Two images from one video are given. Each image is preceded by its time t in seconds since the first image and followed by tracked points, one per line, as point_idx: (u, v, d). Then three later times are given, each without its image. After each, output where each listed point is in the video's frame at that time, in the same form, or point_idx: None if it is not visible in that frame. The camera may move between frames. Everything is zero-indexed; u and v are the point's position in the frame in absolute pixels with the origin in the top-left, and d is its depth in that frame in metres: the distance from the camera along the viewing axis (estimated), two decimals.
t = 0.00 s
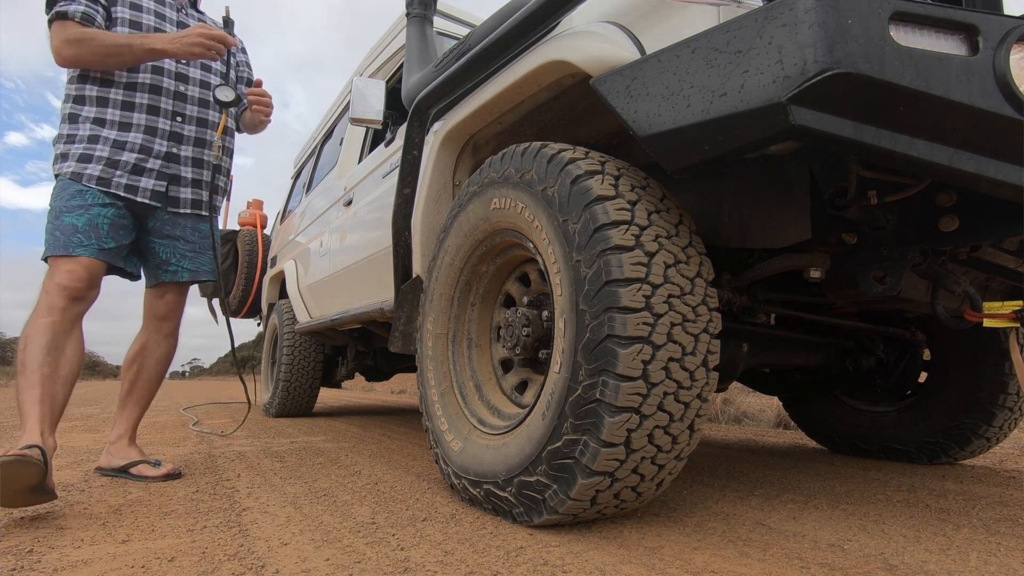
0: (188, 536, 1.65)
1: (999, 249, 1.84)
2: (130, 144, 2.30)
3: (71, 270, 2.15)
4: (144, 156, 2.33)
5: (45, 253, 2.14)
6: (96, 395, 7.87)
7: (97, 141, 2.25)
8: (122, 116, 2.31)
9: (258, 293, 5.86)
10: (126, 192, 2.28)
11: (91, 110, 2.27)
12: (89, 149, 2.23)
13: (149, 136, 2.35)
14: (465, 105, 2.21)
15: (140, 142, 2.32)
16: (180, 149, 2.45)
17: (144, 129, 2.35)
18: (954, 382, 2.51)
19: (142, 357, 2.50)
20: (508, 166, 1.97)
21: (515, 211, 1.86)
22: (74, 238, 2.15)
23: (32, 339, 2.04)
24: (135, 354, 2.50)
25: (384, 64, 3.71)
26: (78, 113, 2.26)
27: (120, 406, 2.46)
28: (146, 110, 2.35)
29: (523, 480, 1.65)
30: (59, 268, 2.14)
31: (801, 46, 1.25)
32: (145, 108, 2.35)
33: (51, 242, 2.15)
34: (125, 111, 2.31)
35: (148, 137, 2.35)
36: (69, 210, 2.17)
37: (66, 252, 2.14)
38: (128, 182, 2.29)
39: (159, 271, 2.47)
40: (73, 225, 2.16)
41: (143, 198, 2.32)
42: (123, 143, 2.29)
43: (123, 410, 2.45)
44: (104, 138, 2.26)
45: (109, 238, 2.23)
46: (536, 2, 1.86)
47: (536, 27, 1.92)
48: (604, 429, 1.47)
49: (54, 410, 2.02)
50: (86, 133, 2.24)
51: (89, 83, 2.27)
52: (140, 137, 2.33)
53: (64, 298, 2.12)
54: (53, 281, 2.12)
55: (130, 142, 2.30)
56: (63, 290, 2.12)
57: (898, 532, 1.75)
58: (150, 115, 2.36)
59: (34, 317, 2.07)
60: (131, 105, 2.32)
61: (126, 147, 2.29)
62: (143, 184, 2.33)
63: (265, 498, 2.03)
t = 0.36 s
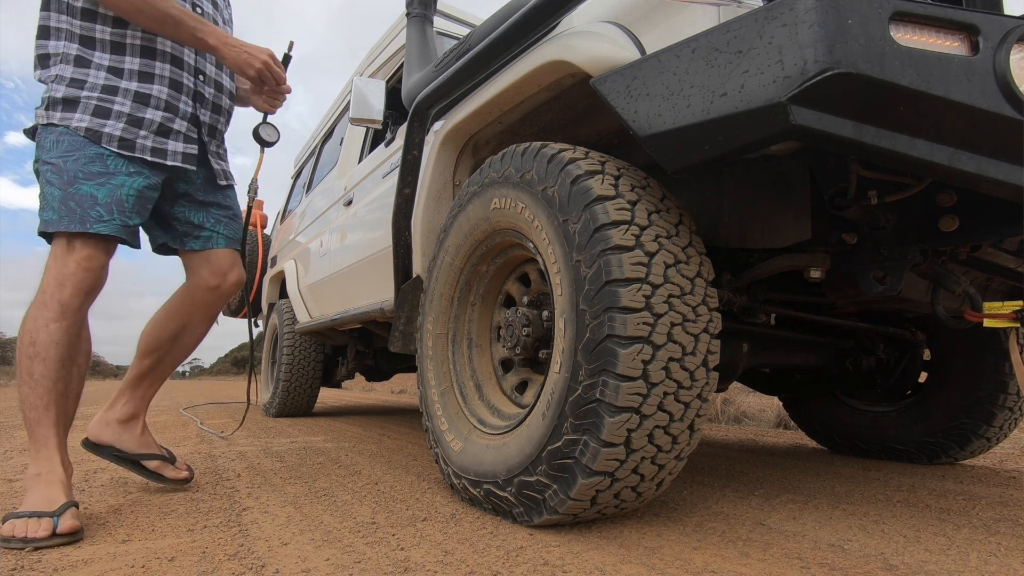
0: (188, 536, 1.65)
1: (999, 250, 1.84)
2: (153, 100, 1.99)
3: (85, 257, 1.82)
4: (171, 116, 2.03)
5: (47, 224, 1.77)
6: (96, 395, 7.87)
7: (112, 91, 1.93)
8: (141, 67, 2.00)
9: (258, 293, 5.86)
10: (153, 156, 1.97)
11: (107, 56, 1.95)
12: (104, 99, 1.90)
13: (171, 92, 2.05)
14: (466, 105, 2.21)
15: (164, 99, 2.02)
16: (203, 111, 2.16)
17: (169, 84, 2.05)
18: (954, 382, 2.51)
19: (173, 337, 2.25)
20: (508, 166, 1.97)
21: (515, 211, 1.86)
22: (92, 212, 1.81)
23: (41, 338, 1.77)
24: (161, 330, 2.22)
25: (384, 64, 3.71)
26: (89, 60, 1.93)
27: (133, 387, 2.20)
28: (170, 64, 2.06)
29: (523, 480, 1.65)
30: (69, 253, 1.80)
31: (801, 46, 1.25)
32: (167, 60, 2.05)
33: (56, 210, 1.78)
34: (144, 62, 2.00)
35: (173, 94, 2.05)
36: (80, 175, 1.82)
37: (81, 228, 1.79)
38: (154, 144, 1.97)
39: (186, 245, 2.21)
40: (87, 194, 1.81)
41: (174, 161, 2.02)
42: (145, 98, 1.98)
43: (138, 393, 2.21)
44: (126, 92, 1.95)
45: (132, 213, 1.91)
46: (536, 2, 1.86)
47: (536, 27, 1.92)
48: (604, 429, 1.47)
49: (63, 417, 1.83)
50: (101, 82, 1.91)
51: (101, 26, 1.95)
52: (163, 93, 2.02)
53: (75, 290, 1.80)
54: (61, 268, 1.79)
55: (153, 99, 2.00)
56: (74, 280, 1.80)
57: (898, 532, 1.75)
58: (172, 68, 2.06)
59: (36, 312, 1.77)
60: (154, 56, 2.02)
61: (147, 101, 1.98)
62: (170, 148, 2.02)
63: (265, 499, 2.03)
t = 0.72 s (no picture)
0: (188, 536, 1.66)
1: (999, 249, 1.83)
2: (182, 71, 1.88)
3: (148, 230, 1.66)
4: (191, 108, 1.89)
5: (85, 193, 1.63)
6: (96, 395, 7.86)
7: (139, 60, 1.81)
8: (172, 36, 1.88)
9: (258, 293, 5.86)
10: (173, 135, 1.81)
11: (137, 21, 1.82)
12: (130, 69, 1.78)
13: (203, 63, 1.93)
14: (466, 105, 2.21)
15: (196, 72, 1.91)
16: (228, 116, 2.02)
17: (191, 84, 1.90)
18: (955, 382, 2.50)
19: (188, 350, 1.96)
20: (508, 166, 1.97)
21: (516, 211, 1.86)
22: (136, 172, 1.66)
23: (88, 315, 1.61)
24: (167, 347, 1.93)
25: (384, 64, 3.71)
26: (113, 31, 1.78)
27: (163, 422, 1.89)
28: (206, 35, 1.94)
29: (523, 480, 1.65)
30: (128, 222, 1.65)
31: (801, 46, 1.25)
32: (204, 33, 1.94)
33: (95, 177, 1.64)
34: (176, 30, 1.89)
35: (198, 88, 1.91)
36: (117, 135, 1.67)
37: (128, 189, 1.65)
38: (174, 127, 1.81)
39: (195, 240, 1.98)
40: (128, 155, 1.67)
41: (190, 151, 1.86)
42: (176, 69, 1.87)
43: (164, 425, 1.88)
44: (156, 62, 1.84)
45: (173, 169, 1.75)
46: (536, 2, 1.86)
47: (536, 27, 1.92)
48: (604, 429, 1.47)
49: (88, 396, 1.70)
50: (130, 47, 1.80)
51: None
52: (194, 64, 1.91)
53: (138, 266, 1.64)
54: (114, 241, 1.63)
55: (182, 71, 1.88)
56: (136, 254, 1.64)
57: (898, 533, 1.75)
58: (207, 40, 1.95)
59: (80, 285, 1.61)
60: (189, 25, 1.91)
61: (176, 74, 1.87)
62: (190, 137, 1.86)
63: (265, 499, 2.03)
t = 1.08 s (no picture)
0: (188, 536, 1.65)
1: (999, 249, 1.83)
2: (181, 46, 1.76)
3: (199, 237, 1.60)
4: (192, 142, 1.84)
5: (111, 209, 1.58)
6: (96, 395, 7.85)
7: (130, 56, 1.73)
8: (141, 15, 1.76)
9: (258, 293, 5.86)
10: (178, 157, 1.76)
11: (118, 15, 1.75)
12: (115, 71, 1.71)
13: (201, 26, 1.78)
14: (466, 106, 2.21)
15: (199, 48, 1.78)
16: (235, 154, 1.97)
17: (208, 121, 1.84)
18: (955, 383, 2.51)
19: (232, 357, 2.04)
20: (508, 166, 1.97)
21: (516, 211, 1.86)
22: (166, 171, 1.61)
23: (160, 337, 1.53)
24: (214, 351, 2.01)
25: (384, 64, 3.71)
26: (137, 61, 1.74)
27: (186, 421, 1.93)
28: None
29: (523, 480, 1.65)
30: (178, 232, 1.58)
31: (801, 46, 1.25)
32: None
33: (116, 189, 1.58)
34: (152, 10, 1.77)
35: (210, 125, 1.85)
36: (127, 141, 1.61)
37: (162, 189, 1.59)
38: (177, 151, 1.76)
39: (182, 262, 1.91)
40: (148, 159, 1.61)
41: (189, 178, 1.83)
42: (184, 75, 1.75)
43: (186, 424, 1.92)
44: (144, 75, 1.74)
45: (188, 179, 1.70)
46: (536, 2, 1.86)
47: (537, 27, 1.92)
48: (604, 429, 1.47)
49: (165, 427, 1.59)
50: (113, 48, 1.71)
51: None
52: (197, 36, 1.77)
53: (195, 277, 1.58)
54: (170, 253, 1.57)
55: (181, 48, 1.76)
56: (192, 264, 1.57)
57: (899, 533, 1.75)
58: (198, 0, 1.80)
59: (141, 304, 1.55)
60: None
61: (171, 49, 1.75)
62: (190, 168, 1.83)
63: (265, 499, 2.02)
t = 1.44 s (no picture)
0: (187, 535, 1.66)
1: (999, 250, 1.83)
2: (211, 200, 1.74)
3: (285, 288, 1.56)
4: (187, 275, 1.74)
5: (168, 289, 1.55)
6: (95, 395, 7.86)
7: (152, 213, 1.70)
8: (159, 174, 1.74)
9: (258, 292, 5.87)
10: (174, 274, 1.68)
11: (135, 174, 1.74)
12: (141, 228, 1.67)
13: (229, 174, 1.75)
14: (466, 105, 2.21)
15: (229, 198, 1.76)
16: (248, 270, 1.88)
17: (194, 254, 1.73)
18: (955, 383, 2.51)
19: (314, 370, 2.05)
20: (508, 166, 1.97)
21: (516, 212, 1.86)
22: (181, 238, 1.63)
23: (222, 374, 1.56)
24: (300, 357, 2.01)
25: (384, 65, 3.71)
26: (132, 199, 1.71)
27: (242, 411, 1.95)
28: (217, 137, 1.76)
29: (523, 480, 1.65)
30: (258, 281, 1.55)
31: (801, 46, 1.25)
32: (211, 140, 1.77)
33: (159, 273, 1.56)
34: (170, 168, 1.75)
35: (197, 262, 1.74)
36: (152, 241, 1.62)
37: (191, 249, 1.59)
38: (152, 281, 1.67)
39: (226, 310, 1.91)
40: (171, 238, 1.63)
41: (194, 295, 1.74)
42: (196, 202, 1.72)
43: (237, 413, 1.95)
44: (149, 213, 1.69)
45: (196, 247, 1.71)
46: (536, 3, 1.86)
47: (537, 28, 1.92)
48: (604, 429, 1.47)
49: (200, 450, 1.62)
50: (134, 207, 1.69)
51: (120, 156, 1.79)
52: (226, 185, 1.75)
53: (276, 327, 1.57)
54: (250, 296, 1.55)
55: (210, 200, 1.73)
56: (272, 313, 1.56)
57: (899, 533, 1.75)
58: (218, 147, 1.77)
59: (211, 343, 1.54)
60: (186, 142, 1.76)
61: (201, 208, 1.73)
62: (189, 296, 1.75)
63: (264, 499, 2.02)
